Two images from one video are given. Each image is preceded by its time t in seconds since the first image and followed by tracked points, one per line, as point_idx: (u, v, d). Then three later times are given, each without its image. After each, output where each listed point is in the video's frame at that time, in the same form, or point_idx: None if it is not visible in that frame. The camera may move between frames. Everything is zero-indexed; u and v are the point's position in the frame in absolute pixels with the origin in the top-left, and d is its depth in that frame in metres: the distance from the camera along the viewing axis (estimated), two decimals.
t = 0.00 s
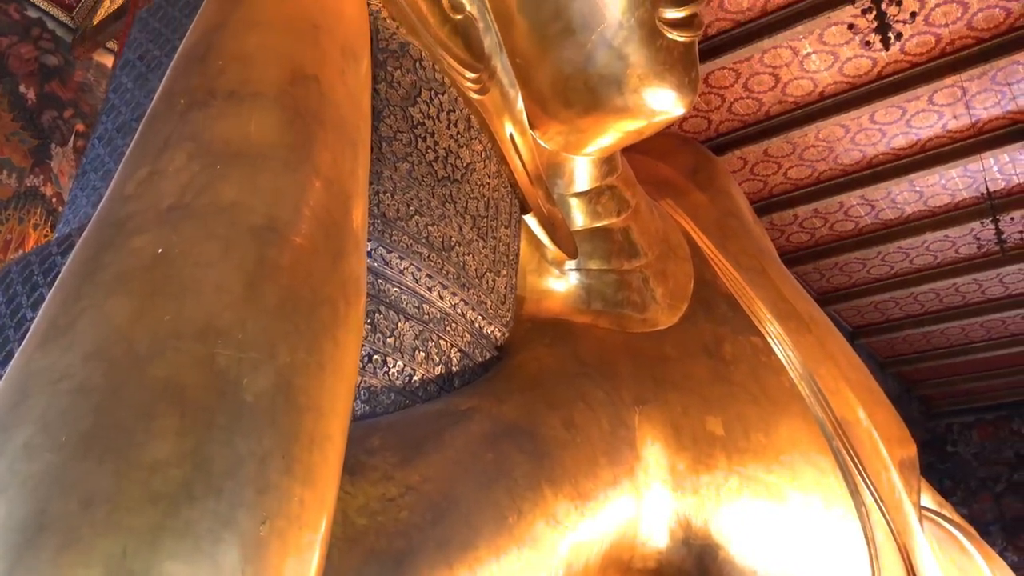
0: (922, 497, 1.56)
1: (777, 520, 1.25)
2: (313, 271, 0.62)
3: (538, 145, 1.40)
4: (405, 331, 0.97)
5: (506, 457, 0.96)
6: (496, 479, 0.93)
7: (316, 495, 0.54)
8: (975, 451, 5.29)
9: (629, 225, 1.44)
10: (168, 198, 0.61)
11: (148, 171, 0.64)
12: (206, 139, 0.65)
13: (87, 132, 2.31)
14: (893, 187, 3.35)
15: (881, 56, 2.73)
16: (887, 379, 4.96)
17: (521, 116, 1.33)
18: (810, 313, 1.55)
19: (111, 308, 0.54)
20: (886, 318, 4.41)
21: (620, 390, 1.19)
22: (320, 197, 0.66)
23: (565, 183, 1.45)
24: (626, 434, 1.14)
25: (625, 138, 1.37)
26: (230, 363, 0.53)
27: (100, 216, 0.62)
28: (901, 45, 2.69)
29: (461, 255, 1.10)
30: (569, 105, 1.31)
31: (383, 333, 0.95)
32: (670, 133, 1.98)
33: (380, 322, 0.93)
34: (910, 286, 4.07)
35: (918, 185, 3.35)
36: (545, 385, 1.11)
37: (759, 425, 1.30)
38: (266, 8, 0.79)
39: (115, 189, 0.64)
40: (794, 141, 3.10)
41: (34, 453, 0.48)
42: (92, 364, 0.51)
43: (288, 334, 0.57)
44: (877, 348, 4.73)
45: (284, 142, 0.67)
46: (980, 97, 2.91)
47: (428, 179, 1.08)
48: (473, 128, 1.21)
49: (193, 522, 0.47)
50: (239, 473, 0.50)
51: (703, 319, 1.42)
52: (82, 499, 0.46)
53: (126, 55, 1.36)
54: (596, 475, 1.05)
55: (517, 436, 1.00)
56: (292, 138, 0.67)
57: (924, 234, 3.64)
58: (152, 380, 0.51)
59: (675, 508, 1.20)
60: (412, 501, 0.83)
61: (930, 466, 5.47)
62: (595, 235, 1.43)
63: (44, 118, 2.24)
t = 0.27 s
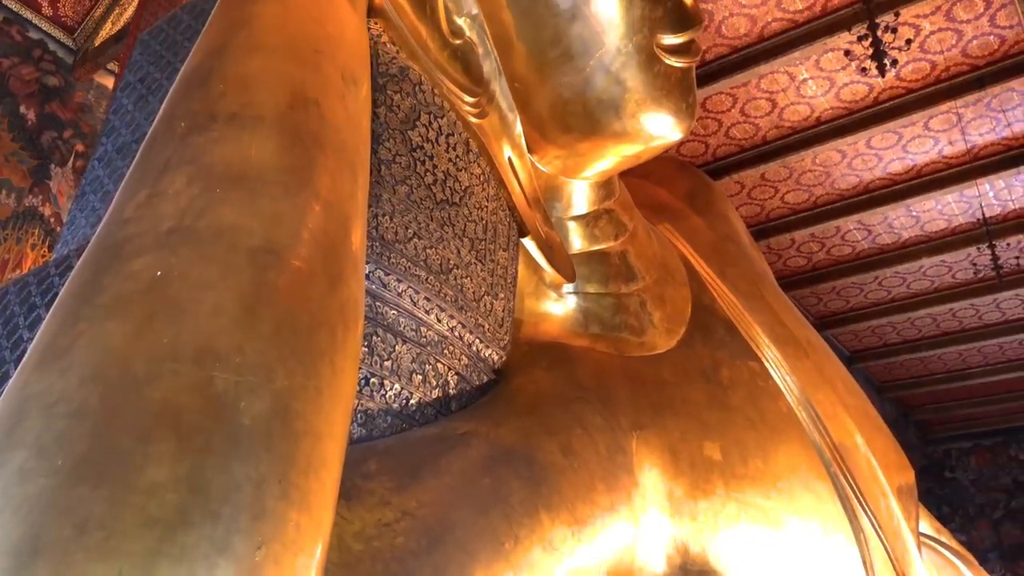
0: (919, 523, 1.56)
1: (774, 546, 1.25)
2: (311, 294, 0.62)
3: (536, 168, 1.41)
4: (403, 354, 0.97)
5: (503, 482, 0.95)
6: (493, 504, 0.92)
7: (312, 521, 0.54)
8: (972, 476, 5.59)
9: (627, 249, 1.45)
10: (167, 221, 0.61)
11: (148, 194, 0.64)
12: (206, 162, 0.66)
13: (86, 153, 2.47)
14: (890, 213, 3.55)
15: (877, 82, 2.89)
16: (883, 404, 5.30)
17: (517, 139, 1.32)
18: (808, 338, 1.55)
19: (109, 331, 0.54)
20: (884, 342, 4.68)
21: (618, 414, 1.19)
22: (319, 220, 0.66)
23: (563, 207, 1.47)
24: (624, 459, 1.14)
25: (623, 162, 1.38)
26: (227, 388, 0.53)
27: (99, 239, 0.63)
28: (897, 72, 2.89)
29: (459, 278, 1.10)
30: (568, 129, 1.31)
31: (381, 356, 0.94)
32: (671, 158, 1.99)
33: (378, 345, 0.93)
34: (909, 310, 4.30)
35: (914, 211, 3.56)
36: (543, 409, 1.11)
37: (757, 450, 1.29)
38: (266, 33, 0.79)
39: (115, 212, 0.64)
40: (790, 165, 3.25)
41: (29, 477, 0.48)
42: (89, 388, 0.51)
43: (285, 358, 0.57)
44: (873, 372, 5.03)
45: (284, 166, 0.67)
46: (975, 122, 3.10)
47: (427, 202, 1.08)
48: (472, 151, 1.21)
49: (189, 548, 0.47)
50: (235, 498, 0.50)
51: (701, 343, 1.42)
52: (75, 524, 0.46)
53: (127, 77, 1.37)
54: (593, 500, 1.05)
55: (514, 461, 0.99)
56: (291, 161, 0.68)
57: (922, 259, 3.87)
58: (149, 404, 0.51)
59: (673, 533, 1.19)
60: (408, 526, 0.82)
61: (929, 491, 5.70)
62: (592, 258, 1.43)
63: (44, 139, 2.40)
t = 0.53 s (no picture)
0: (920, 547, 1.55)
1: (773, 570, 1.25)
2: (311, 317, 0.62)
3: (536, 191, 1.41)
4: (402, 377, 0.97)
5: (502, 506, 0.95)
6: (492, 528, 0.92)
7: (311, 544, 0.54)
8: (974, 502, 5.61)
9: (626, 272, 1.45)
10: (168, 243, 0.62)
11: (149, 217, 0.64)
12: (207, 185, 0.66)
13: (87, 174, 2.47)
14: (889, 236, 3.57)
15: (875, 106, 2.92)
16: (885, 429, 5.29)
17: (518, 162, 1.35)
18: (807, 361, 1.55)
19: (109, 353, 0.54)
20: (883, 366, 4.69)
21: (617, 438, 1.18)
22: (319, 243, 0.67)
23: (563, 230, 1.47)
24: (623, 483, 1.13)
25: (622, 186, 1.38)
26: (227, 410, 0.53)
27: (100, 261, 0.63)
28: (894, 96, 2.92)
29: (458, 300, 1.11)
30: (567, 152, 1.32)
31: (379, 379, 0.94)
32: (669, 181, 2.00)
33: (376, 367, 0.93)
34: (909, 333, 4.31)
35: (912, 234, 3.59)
36: (542, 432, 1.11)
37: (756, 474, 1.29)
38: (268, 57, 0.80)
39: (116, 234, 0.64)
40: (789, 189, 3.29)
41: (28, 500, 0.48)
42: (88, 410, 0.51)
43: (286, 381, 0.57)
44: (874, 396, 5.01)
45: (285, 189, 0.68)
46: (974, 147, 3.13)
47: (427, 224, 1.08)
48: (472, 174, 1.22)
49: (187, 572, 0.47)
50: (234, 521, 0.50)
51: (701, 367, 1.42)
52: (72, 547, 0.45)
53: (129, 98, 1.38)
54: (592, 525, 1.04)
55: (512, 484, 0.99)
56: (292, 184, 0.68)
57: (922, 282, 3.89)
58: (149, 427, 0.51)
59: (672, 556, 1.18)
60: (405, 552, 0.80)
61: (929, 517, 5.75)
62: (591, 281, 1.44)
63: (45, 160, 2.41)
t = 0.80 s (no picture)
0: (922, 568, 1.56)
1: None
2: (311, 340, 0.62)
3: (535, 213, 1.42)
4: (400, 399, 0.97)
5: (501, 530, 0.94)
6: (490, 553, 0.91)
7: (307, 568, 0.53)
8: (975, 526, 5.63)
9: (625, 293, 1.45)
10: (168, 266, 0.62)
11: (150, 239, 0.64)
12: (207, 207, 0.66)
13: (87, 195, 2.48)
14: (887, 259, 3.59)
15: (873, 129, 2.95)
16: (885, 452, 5.30)
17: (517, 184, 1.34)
18: (806, 384, 1.54)
19: (109, 376, 0.54)
20: (883, 389, 4.69)
21: (616, 461, 1.18)
22: (318, 266, 0.67)
23: (562, 252, 1.47)
24: (622, 507, 1.13)
25: (621, 209, 1.39)
26: (225, 434, 0.53)
27: (100, 283, 0.63)
28: (892, 120, 2.92)
29: (457, 321, 1.11)
30: (566, 174, 1.33)
31: (378, 401, 0.94)
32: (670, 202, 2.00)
33: (375, 389, 0.93)
34: (909, 356, 4.32)
35: (911, 257, 3.60)
36: (541, 455, 1.11)
37: (756, 497, 1.28)
38: (270, 79, 0.81)
39: (116, 256, 0.64)
40: (788, 212, 3.32)
41: (24, 524, 0.47)
42: (86, 434, 0.51)
43: (285, 404, 0.57)
44: (874, 419, 5.01)
45: (285, 212, 0.68)
46: (971, 170, 3.15)
47: (426, 246, 1.09)
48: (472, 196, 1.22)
49: None
50: (231, 545, 0.49)
51: (700, 389, 1.42)
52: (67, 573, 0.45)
53: (130, 120, 1.38)
54: (591, 549, 1.03)
55: (511, 507, 0.98)
56: (292, 207, 0.69)
57: (919, 305, 3.90)
58: (147, 450, 0.50)
59: None
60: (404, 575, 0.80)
61: (930, 541, 5.78)
62: (591, 303, 1.44)
63: (46, 180, 2.42)
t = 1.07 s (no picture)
0: None
1: None
2: (307, 362, 0.62)
3: (532, 234, 1.42)
4: (397, 421, 0.97)
5: (497, 553, 0.94)
6: None
7: None
8: (973, 549, 5.68)
9: (622, 314, 1.46)
10: (165, 287, 0.62)
11: (147, 260, 0.64)
12: (206, 229, 0.66)
13: (85, 214, 2.49)
14: (882, 280, 3.76)
15: (867, 152, 3.16)
16: (883, 474, 5.43)
17: (514, 206, 1.33)
18: (803, 406, 1.54)
19: (105, 398, 0.54)
20: (879, 410, 4.86)
21: (613, 483, 1.18)
22: (315, 287, 0.67)
23: (558, 273, 1.48)
24: (620, 530, 1.12)
25: (617, 230, 1.40)
26: (221, 457, 0.53)
27: (96, 305, 0.63)
28: (887, 142, 3.12)
29: (454, 342, 1.11)
30: (563, 196, 1.33)
31: (374, 423, 0.94)
32: (666, 224, 2.00)
33: (372, 411, 0.92)
34: (905, 377, 4.49)
35: (907, 278, 3.76)
36: (538, 478, 1.11)
37: (753, 520, 1.28)
38: (269, 101, 0.81)
39: (112, 278, 0.64)
40: (784, 233, 3.51)
41: (17, 549, 0.46)
42: (81, 456, 0.51)
43: (281, 427, 0.57)
44: (870, 439, 5.17)
45: (282, 234, 0.69)
46: (965, 193, 3.30)
47: (423, 267, 1.09)
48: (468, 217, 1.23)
49: None
50: (225, 570, 0.49)
51: (697, 411, 1.41)
52: None
53: (128, 140, 1.39)
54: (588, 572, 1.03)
55: (508, 530, 0.98)
56: (290, 229, 0.69)
57: (915, 326, 4.07)
58: (143, 473, 0.50)
59: None
60: None
61: (930, 563, 5.86)
62: (587, 324, 1.45)
63: (44, 200, 2.43)
